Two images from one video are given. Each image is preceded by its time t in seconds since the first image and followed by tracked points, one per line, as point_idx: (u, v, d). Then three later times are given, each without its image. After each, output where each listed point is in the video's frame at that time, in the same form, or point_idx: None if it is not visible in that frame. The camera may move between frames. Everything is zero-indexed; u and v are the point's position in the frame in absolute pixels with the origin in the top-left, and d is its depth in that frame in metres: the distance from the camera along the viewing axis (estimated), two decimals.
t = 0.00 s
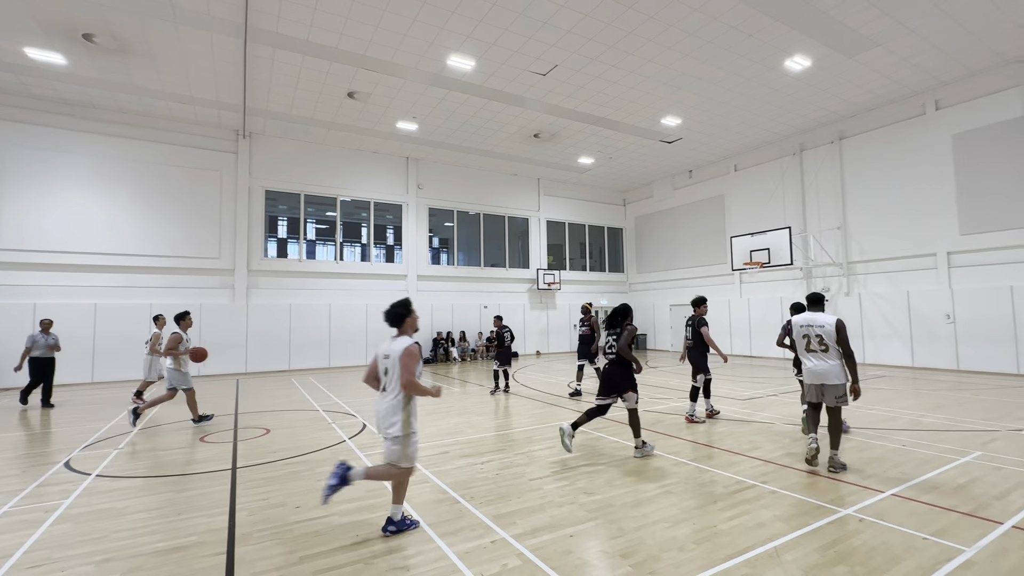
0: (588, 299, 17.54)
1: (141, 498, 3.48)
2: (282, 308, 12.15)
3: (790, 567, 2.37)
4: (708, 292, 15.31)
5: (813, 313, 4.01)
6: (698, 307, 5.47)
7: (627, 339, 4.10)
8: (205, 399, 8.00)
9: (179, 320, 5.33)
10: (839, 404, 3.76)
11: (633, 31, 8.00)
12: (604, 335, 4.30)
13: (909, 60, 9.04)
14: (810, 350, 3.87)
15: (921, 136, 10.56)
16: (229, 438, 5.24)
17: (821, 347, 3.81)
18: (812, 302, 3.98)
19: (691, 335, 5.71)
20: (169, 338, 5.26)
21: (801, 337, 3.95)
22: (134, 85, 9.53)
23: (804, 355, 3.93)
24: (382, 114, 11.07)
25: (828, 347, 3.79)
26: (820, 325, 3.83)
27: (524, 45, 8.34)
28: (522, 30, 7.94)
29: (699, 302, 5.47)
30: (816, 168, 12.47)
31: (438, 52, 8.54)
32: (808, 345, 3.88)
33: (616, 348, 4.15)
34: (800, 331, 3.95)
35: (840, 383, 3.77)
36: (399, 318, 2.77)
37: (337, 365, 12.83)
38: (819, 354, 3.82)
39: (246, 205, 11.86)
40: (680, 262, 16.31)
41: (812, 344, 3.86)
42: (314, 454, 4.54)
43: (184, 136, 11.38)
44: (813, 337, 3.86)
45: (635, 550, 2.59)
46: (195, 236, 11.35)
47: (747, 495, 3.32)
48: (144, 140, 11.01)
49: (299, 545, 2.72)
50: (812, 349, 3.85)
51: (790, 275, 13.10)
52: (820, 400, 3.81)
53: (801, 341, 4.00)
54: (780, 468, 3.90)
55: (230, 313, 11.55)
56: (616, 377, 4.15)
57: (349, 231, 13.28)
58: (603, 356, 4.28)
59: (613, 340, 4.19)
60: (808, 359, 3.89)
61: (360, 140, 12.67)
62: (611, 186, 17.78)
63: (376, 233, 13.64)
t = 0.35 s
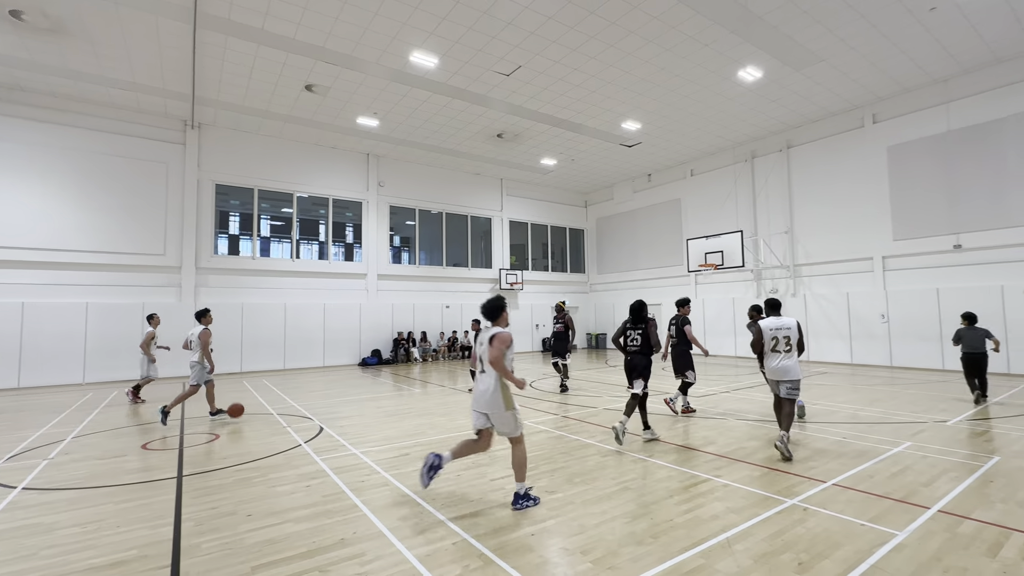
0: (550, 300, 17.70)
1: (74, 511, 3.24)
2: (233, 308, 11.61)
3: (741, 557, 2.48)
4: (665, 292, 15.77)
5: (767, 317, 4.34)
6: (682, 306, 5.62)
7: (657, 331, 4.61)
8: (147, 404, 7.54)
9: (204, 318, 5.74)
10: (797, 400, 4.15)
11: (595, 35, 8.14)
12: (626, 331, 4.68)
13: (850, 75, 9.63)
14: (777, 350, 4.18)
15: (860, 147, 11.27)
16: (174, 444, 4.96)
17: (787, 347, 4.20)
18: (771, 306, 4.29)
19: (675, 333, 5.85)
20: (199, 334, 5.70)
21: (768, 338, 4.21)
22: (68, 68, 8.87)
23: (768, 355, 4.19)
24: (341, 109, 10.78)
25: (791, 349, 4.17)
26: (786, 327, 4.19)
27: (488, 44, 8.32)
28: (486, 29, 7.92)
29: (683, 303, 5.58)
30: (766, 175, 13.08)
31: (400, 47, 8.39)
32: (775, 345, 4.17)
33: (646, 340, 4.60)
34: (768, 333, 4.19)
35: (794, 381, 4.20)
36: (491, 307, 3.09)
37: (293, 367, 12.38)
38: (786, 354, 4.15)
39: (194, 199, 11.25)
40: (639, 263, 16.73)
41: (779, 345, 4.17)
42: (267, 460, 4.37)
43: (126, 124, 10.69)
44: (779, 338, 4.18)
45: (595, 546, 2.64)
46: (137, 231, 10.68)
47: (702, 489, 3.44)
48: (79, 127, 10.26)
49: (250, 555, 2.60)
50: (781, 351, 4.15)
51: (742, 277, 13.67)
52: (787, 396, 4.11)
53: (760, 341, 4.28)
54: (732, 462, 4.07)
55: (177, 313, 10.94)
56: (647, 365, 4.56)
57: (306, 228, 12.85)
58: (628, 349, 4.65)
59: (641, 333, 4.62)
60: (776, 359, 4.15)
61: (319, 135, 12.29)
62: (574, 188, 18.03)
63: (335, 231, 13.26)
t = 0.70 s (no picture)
0: (515, 300, 17.75)
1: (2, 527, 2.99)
2: (184, 308, 11.04)
3: (699, 549, 2.56)
4: (628, 293, 16.11)
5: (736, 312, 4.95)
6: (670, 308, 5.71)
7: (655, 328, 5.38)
8: (86, 409, 7.07)
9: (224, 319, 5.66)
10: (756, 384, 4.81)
11: (561, 38, 8.22)
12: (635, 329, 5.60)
13: (801, 87, 10.11)
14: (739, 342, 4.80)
15: (810, 156, 11.86)
16: (117, 452, 4.67)
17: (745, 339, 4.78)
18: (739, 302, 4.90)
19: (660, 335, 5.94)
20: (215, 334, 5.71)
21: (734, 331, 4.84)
22: None
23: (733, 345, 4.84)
24: (301, 102, 10.46)
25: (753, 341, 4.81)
26: (749, 322, 4.81)
27: (454, 42, 8.26)
28: (452, 27, 7.86)
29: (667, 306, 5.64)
30: (723, 180, 13.56)
31: (363, 42, 8.21)
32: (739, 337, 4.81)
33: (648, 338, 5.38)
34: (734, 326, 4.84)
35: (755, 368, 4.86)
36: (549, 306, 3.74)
37: (248, 370, 11.88)
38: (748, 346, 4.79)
39: (141, 193, 10.63)
40: (603, 264, 17.01)
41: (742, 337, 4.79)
42: (221, 467, 4.18)
43: (65, 111, 10.01)
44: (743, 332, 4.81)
45: (560, 544, 2.66)
46: (76, 225, 9.99)
47: (663, 485, 3.53)
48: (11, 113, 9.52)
49: (201, 566, 2.48)
50: (736, 341, 4.79)
51: (701, 279, 14.12)
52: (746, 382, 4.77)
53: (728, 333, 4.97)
54: (691, 458, 4.19)
55: (120, 313, 10.29)
56: (651, 360, 5.37)
57: (263, 225, 12.39)
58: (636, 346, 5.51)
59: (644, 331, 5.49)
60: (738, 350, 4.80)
61: (278, 129, 11.87)
62: (539, 189, 18.16)
63: (294, 228, 12.84)
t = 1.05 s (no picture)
0: (499, 300, 17.75)
1: None
2: (159, 307, 10.77)
3: (680, 547, 2.59)
4: (611, 293, 16.25)
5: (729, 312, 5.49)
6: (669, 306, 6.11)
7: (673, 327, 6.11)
8: (55, 412, 6.84)
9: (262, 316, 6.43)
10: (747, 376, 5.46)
11: (546, 39, 8.25)
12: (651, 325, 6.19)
13: (780, 92, 10.32)
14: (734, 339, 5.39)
15: (788, 159, 12.11)
16: (89, 456, 4.53)
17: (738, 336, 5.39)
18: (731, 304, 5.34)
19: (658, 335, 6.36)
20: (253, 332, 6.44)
21: (729, 329, 5.41)
22: None
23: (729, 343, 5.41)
24: (282, 98, 10.28)
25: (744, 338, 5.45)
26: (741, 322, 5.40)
27: (438, 41, 8.22)
28: (436, 26, 7.83)
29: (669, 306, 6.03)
30: (704, 182, 13.77)
31: (346, 39, 8.13)
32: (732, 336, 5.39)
33: (667, 333, 6.08)
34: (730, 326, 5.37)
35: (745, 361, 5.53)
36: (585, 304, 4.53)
37: (226, 371, 11.65)
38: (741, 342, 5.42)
39: (115, 189, 10.33)
40: (587, 264, 17.12)
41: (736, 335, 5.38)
42: (198, 469, 4.09)
43: (34, 105, 9.68)
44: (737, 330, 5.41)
45: (543, 543, 2.66)
46: (45, 221, 9.66)
47: (644, 483, 3.57)
48: None
49: (177, 571, 2.43)
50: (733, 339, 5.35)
51: (682, 279, 14.31)
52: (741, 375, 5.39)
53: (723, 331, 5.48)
54: (672, 456, 4.25)
55: (91, 312, 9.98)
56: (669, 354, 5.97)
57: (243, 223, 12.15)
58: (654, 341, 6.14)
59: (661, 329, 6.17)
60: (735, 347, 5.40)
61: (258, 125, 11.66)
62: (523, 189, 18.21)
63: (274, 227, 12.63)
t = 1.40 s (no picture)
0: (491, 300, 17.74)
1: None
2: (145, 307, 10.61)
3: (670, 545, 2.61)
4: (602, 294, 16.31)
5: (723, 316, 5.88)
6: (672, 306, 6.53)
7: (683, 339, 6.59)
8: (37, 413, 6.72)
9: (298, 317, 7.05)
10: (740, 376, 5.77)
11: (538, 39, 8.25)
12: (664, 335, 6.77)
13: (769, 94, 10.43)
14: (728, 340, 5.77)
15: (776, 161, 12.25)
16: (72, 458, 4.45)
17: (730, 339, 5.76)
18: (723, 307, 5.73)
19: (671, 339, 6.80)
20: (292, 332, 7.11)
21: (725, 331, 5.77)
22: None
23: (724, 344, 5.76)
24: (271, 96, 10.18)
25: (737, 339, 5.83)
26: (735, 324, 5.80)
27: (430, 40, 8.19)
28: (428, 25, 7.80)
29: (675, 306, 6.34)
30: (694, 183, 13.88)
31: (337, 37, 8.07)
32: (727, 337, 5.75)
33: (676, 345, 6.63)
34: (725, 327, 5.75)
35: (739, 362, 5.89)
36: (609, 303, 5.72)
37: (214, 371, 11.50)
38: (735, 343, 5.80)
39: (100, 187, 10.17)
40: (578, 265, 17.16)
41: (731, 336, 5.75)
42: (184, 471, 4.04)
43: (16, 100, 9.50)
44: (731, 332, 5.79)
45: (534, 543, 2.67)
46: (27, 219, 9.47)
47: (634, 483, 3.59)
48: None
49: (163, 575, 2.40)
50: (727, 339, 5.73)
51: (672, 280, 14.41)
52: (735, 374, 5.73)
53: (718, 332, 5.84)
54: (662, 455, 4.27)
55: (74, 312, 9.81)
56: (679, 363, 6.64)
57: (231, 221, 12.02)
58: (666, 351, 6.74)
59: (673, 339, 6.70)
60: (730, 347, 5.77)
61: (247, 123, 11.54)
62: (515, 189, 18.23)
63: (263, 226, 12.51)
